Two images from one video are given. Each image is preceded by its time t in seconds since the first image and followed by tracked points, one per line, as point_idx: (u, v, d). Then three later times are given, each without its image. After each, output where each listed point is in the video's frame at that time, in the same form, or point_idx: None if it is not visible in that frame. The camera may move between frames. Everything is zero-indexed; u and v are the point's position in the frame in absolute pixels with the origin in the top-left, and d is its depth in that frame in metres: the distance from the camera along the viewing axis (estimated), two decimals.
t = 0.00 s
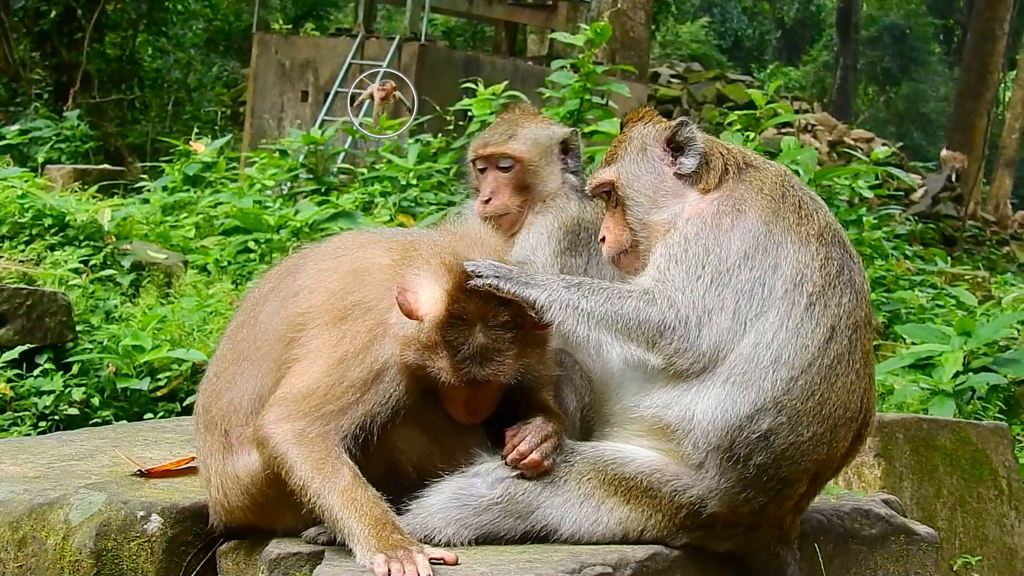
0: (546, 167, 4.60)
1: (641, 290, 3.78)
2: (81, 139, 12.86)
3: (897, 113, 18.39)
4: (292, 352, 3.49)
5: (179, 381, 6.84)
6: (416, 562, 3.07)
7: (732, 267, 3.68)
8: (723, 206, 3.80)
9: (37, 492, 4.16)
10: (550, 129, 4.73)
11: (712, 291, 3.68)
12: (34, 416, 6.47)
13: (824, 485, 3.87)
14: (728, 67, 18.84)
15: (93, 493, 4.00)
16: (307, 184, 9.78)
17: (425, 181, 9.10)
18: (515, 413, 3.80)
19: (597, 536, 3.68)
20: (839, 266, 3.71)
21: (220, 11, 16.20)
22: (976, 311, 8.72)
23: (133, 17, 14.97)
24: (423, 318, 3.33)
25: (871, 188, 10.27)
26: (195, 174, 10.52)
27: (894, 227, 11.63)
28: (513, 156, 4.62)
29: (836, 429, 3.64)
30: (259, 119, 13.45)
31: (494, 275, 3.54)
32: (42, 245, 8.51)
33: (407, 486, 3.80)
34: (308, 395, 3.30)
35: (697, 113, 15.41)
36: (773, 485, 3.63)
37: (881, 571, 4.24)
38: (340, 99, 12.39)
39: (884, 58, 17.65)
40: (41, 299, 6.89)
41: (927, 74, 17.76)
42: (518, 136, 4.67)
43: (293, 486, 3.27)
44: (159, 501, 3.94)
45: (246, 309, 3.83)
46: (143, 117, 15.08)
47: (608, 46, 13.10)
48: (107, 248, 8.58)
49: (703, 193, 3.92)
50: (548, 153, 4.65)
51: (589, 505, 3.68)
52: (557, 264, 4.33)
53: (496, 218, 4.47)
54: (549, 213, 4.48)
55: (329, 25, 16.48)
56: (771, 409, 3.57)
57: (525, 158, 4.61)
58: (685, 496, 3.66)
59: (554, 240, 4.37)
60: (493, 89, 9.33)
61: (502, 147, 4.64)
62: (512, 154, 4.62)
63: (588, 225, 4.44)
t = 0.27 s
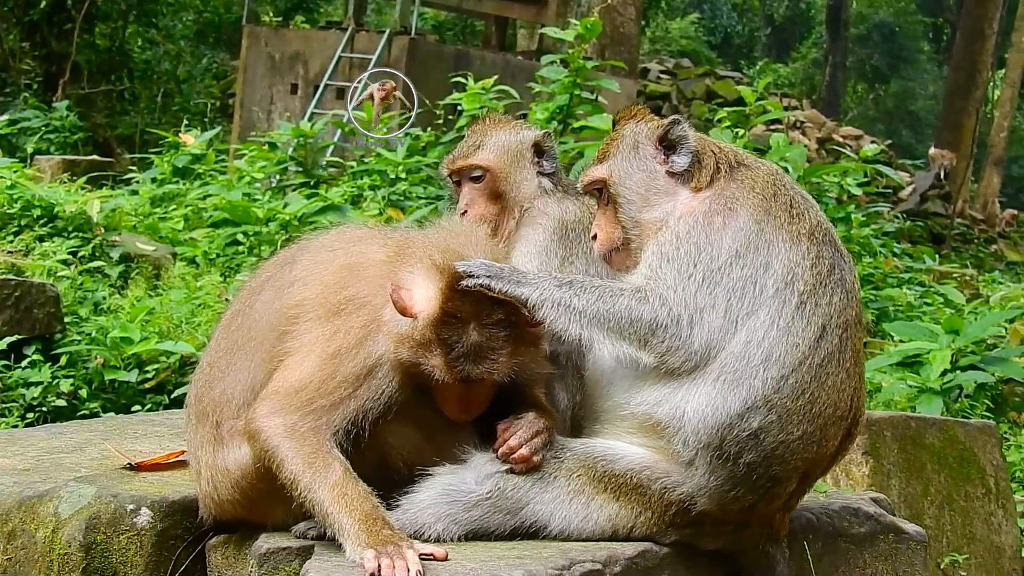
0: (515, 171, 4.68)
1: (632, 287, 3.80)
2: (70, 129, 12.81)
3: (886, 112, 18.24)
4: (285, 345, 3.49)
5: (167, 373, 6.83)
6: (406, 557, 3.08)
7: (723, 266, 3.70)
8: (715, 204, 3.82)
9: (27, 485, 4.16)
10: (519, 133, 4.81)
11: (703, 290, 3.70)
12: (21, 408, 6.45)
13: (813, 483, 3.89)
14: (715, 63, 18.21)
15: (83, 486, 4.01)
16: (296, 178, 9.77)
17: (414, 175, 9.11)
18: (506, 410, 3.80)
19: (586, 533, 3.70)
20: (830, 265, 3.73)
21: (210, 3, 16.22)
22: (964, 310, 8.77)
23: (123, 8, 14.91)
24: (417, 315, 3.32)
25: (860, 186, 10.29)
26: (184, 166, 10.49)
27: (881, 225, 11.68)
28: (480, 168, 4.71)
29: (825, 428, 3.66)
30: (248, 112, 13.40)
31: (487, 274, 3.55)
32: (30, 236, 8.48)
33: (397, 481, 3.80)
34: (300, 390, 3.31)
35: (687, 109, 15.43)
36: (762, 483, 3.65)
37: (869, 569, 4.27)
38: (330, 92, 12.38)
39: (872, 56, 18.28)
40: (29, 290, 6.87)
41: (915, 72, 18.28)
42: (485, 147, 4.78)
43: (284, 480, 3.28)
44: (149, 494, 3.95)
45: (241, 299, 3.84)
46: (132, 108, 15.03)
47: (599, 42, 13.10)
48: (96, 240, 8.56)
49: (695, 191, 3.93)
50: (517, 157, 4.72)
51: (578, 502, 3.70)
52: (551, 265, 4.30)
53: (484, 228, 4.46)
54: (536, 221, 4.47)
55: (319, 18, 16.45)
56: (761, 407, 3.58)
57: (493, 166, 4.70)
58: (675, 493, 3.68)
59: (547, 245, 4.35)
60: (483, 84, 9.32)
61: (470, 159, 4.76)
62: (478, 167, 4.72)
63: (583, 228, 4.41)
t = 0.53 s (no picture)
0: (511, 173, 4.72)
1: (628, 287, 3.82)
2: (65, 128, 12.79)
3: (880, 110, 18.25)
4: (281, 344, 3.49)
5: (163, 372, 6.83)
6: (402, 556, 3.08)
7: (719, 265, 3.71)
8: (710, 205, 3.83)
9: (23, 485, 4.16)
10: (513, 133, 4.83)
11: (699, 290, 3.71)
12: (17, 407, 6.44)
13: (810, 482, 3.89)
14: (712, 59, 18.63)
15: (79, 485, 4.01)
16: (291, 176, 9.76)
17: (409, 174, 9.11)
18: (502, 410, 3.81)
19: (583, 532, 3.70)
20: (825, 264, 3.74)
21: (204, 2, 16.22)
22: (958, 307, 8.80)
23: (117, 7, 14.89)
24: (410, 314, 3.33)
25: (854, 184, 10.32)
26: (179, 165, 10.48)
27: (876, 223, 11.69)
28: (476, 171, 4.75)
29: (822, 426, 3.66)
30: (243, 110, 13.38)
31: (482, 275, 3.56)
32: (25, 235, 8.47)
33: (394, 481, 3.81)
34: (295, 390, 3.31)
35: (682, 107, 15.44)
36: (758, 482, 3.65)
37: (865, 568, 4.28)
38: (324, 91, 12.36)
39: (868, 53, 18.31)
40: (24, 290, 6.86)
41: (909, 70, 18.35)
42: (481, 148, 4.81)
43: (280, 481, 3.28)
44: (145, 494, 3.95)
45: (236, 299, 3.83)
46: (127, 107, 15.00)
47: (593, 40, 13.11)
48: (91, 239, 8.54)
49: (690, 191, 3.94)
50: (512, 157, 4.75)
51: (574, 502, 3.71)
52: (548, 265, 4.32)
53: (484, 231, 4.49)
54: (533, 222, 4.51)
55: (313, 16, 16.46)
56: (758, 406, 3.59)
57: (489, 167, 4.74)
58: (671, 492, 3.69)
59: (544, 246, 4.38)
60: (477, 83, 9.31)
61: (465, 161, 4.79)
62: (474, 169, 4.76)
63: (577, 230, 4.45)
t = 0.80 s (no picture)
0: (490, 173, 4.72)
1: (625, 284, 3.81)
2: (66, 130, 12.80)
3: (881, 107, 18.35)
4: (278, 345, 3.49)
5: (164, 373, 6.83)
6: (400, 555, 3.09)
7: (716, 263, 3.71)
8: (707, 201, 3.82)
9: (22, 486, 4.17)
10: (500, 132, 4.83)
11: (696, 287, 3.70)
12: (19, 408, 6.46)
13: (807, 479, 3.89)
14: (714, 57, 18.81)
15: (78, 486, 4.01)
16: (292, 176, 9.77)
17: (409, 173, 9.10)
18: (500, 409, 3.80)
19: (581, 530, 3.70)
20: (823, 260, 3.73)
21: (205, 3, 16.23)
22: (960, 304, 8.79)
23: (118, 8, 14.89)
24: (405, 311, 3.32)
25: (855, 181, 10.30)
26: (179, 166, 10.49)
27: (878, 219, 11.67)
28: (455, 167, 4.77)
29: (819, 423, 3.67)
30: (244, 110, 13.38)
31: (479, 273, 3.55)
32: (26, 236, 8.48)
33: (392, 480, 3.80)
34: (292, 391, 3.31)
35: (683, 105, 15.43)
36: (756, 479, 3.65)
37: (863, 565, 4.28)
38: (325, 91, 12.36)
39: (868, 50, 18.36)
40: (25, 291, 6.86)
41: (910, 67, 18.33)
42: (464, 144, 4.83)
43: (278, 481, 3.29)
44: (144, 494, 3.95)
45: (234, 299, 3.84)
46: (128, 108, 15.02)
47: (594, 39, 13.10)
48: (92, 240, 8.55)
49: (687, 187, 3.93)
50: (495, 156, 4.75)
51: (572, 500, 3.71)
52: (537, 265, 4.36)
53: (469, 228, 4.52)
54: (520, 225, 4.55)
55: (314, 16, 16.46)
56: (755, 403, 3.59)
57: (469, 165, 4.75)
58: (668, 490, 3.69)
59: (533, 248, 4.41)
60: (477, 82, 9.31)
61: (448, 157, 4.81)
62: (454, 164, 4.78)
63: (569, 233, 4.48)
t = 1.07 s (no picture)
0: (500, 170, 4.71)
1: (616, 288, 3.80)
2: (65, 131, 12.81)
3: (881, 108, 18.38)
4: (274, 347, 3.50)
5: (162, 374, 6.83)
6: (395, 557, 3.09)
7: (709, 265, 3.70)
8: (701, 204, 3.82)
9: (18, 489, 4.17)
10: (507, 131, 4.83)
11: (690, 289, 3.70)
12: (17, 410, 6.46)
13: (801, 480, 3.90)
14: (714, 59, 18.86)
15: (74, 488, 4.01)
16: (291, 177, 9.77)
17: (409, 174, 9.10)
18: (495, 411, 3.80)
19: (576, 532, 3.70)
20: (816, 262, 3.75)
21: (205, 4, 16.24)
22: (959, 304, 8.80)
23: (117, 9, 14.88)
24: (400, 315, 3.31)
25: (855, 181, 10.31)
26: (178, 167, 10.50)
27: (877, 220, 11.66)
28: (470, 163, 4.75)
29: (814, 424, 3.68)
30: (243, 111, 13.40)
31: (472, 276, 3.55)
32: (25, 238, 8.48)
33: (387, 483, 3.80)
34: (287, 393, 3.31)
35: (683, 105, 15.42)
36: (752, 481, 3.65)
37: (858, 566, 4.28)
38: (324, 92, 12.36)
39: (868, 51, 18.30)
40: (23, 293, 6.86)
41: (910, 67, 18.33)
42: (473, 142, 4.82)
43: (273, 483, 3.29)
44: (140, 496, 3.95)
45: (229, 300, 3.84)
46: (128, 109, 15.04)
47: (593, 39, 13.11)
48: (91, 241, 8.55)
49: (681, 189, 3.94)
50: (503, 154, 4.75)
51: (568, 502, 3.70)
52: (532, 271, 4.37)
53: (466, 231, 4.51)
54: (518, 225, 4.54)
55: (314, 17, 16.48)
56: (749, 405, 3.59)
57: (479, 162, 4.74)
58: (664, 492, 3.69)
59: (532, 250, 4.42)
60: (476, 83, 9.32)
61: (458, 153, 4.80)
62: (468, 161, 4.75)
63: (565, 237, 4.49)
